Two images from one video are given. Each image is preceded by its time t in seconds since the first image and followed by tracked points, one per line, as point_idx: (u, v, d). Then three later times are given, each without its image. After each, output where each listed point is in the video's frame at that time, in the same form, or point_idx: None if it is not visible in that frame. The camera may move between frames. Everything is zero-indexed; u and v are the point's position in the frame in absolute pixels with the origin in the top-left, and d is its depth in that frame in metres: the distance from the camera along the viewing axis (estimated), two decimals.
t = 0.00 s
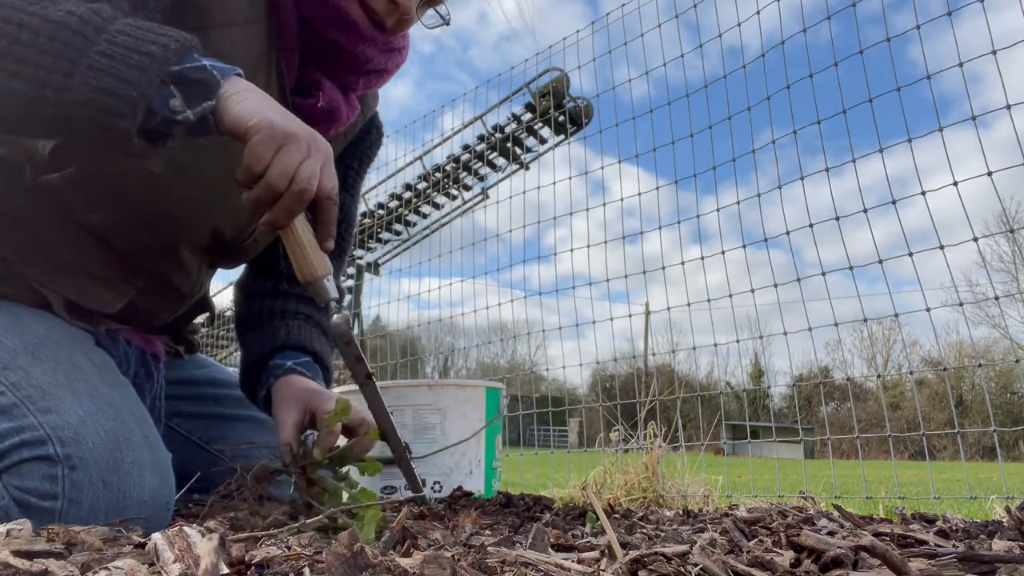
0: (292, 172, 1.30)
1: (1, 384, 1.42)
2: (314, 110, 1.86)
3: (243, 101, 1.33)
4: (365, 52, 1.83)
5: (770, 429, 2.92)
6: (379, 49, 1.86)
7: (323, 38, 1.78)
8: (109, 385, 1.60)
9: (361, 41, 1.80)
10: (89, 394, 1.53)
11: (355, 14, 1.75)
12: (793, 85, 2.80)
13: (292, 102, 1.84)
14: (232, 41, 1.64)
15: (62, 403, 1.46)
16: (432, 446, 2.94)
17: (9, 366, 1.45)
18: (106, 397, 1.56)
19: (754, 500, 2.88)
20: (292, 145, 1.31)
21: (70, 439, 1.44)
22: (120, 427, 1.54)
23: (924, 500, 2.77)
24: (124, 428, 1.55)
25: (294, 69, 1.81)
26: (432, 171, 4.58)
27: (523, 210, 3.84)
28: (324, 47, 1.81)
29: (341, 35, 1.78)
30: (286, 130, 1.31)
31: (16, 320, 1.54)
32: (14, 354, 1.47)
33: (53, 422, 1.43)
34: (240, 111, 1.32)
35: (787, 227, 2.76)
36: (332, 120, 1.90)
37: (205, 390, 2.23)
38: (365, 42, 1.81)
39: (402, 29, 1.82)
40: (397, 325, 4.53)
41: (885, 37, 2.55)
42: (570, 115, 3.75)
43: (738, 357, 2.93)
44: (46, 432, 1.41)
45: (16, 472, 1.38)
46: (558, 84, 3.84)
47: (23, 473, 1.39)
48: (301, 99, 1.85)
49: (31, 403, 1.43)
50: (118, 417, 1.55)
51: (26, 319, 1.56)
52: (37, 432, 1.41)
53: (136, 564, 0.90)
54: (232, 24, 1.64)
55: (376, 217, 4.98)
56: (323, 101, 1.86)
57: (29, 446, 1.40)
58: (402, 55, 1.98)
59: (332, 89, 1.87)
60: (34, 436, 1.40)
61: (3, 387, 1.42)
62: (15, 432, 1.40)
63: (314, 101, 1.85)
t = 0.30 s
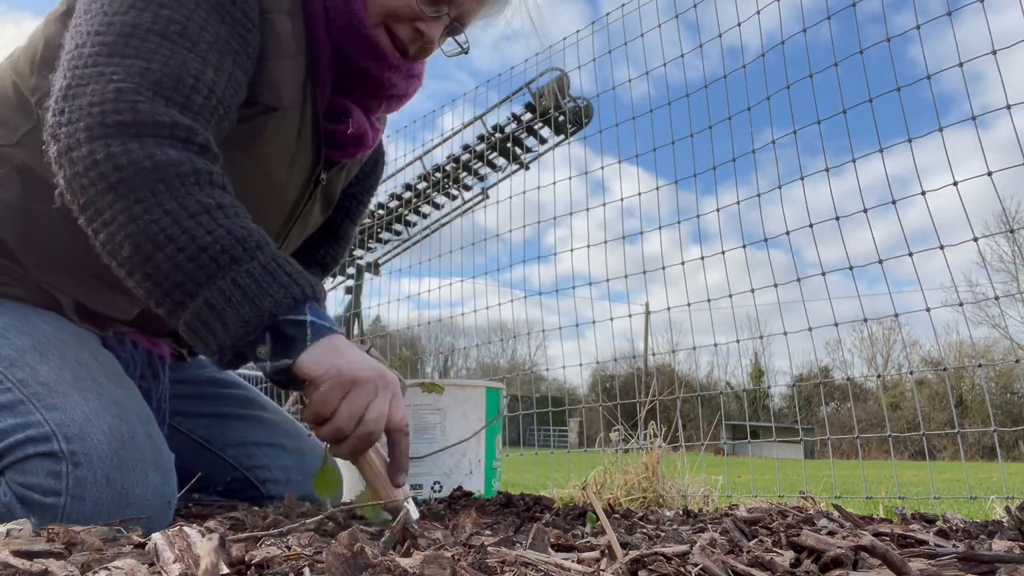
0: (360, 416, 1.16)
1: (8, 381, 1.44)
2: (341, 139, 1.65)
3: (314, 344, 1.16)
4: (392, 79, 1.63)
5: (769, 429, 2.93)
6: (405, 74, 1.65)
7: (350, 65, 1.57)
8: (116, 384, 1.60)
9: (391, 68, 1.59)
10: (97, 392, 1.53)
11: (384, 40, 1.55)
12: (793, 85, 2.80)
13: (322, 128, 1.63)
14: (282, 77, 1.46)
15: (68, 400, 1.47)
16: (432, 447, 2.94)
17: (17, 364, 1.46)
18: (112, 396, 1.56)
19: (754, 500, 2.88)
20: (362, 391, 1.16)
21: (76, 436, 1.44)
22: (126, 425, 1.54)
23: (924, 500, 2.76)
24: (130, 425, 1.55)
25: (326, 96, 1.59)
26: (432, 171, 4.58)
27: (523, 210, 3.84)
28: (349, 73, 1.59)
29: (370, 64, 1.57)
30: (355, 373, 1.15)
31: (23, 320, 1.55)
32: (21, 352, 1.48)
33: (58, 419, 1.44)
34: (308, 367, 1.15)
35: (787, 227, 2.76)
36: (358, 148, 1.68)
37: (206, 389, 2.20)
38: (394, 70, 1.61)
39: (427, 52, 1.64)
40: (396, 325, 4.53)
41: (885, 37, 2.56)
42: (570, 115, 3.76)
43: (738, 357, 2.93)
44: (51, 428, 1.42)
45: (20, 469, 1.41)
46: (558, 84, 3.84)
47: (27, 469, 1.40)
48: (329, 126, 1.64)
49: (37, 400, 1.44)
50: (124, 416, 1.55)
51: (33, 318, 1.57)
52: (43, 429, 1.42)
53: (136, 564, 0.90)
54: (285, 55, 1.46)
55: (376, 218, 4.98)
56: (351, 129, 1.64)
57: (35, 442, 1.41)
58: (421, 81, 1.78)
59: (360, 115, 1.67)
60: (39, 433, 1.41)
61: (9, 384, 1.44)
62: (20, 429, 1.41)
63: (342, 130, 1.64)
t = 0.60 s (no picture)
0: (291, 479, 1.11)
1: (7, 382, 1.44)
2: (332, 135, 1.65)
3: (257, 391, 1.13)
4: (382, 68, 1.62)
5: (769, 429, 2.91)
6: (395, 63, 1.65)
7: (339, 56, 1.56)
8: (114, 383, 1.60)
9: (380, 58, 1.59)
10: (96, 392, 1.53)
11: (372, 29, 1.53)
12: (793, 85, 2.81)
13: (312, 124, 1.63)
14: (263, 80, 1.43)
15: (68, 401, 1.47)
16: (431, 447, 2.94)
17: (16, 365, 1.46)
18: (110, 395, 1.56)
19: (754, 500, 2.88)
20: (299, 452, 1.10)
21: (75, 437, 1.44)
22: (125, 425, 1.54)
23: (924, 500, 2.76)
24: (128, 425, 1.55)
25: (314, 92, 1.58)
26: (432, 171, 4.58)
27: (523, 210, 3.84)
28: (338, 66, 1.59)
29: (359, 55, 1.56)
30: (292, 432, 1.09)
31: (21, 321, 1.55)
32: (19, 353, 1.48)
33: (58, 419, 1.44)
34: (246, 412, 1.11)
35: (787, 227, 2.77)
36: (349, 141, 1.68)
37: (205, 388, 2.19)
38: (384, 59, 1.60)
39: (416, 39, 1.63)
40: (396, 325, 4.53)
41: (885, 37, 2.56)
42: (570, 116, 3.77)
43: (738, 357, 2.93)
44: (50, 429, 1.42)
45: (21, 469, 1.41)
46: (558, 84, 3.84)
47: (27, 469, 1.41)
48: (319, 124, 1.63)
49: (36, 401, 1.44)
50: (122, 415, 1.55)
51: (29, 319, 1.57)
52: (42, 429, 1.42)
53: (136, 564, 0.90)
54: (264, 58, 1.42)
55: (376, 217, 4.98)
56: (343, 125, 1.64)
57: (35, 443, 1.41)
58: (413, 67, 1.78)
59: (351, 109, 1.66)
60: (38, 434, 1.41)
61: (8, 385, 1.44)
62: (20, 429, 1.42)
63: (333, 126, 1.63)
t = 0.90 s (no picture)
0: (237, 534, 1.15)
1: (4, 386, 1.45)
2: (326, 128, 1.67)
3: (168, 463, 1.15)
4: (375, 56, 1.62)
5: (769, 429, 2.93)
6: (387, 49, 1.65)
7: (330, 48, 1.57)
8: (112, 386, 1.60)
9: (372, 46, 1.59)
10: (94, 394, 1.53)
11: (362, 16, 1.54)
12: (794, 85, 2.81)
13: (305, 119, 1.64)
14: (246, 82, 1.44)
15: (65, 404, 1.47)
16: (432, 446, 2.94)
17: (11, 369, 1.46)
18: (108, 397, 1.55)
19: (753, 500, 2.88)
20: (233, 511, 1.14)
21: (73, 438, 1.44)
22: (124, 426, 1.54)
23: (924, 500, 2.77)
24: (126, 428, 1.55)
25: (304, 87, 1.60)
26: (432, 171, 4.59)
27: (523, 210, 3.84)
28: (330, 58, 1.59)
29: (351, 44, 1.57)
30: (218, 496, 1.13)
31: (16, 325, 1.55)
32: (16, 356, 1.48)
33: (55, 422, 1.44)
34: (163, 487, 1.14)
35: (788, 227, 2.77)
36: (343, 133, 1.71)
37: (204, 389, 2.21)
38: (377, 47, 1.60)
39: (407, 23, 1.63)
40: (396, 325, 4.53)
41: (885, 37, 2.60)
42: (570, 116, 3.77)
43: (739, 357, 2.94)
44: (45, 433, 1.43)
45: (18, 471, 1.47)
46: (558, 85, 3.84)
47: (25, 473, 1.46)
48: (313, 117, 1.65)
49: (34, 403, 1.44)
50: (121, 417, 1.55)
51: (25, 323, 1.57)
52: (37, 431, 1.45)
53: (136, 564, 0.90)
54: (247, 59, 1.43)
55: (376, 217, 4.98)
56: (337, 118, 1.67)
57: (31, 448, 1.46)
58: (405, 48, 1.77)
59: (344, 101, 1.69)
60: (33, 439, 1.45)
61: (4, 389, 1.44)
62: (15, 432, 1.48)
63: (327, 120, 1.66)
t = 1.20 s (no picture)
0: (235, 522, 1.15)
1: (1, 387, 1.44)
2: (323, 126, 1.68)
3: (184, 443, 1.16)
4: (373, 53, 1.62)
5: (769, 430, 2.99)
6: (385, 47, 1.65)
7: (327, 45, 1.57)
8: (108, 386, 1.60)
9: (369, 43, 1.60)
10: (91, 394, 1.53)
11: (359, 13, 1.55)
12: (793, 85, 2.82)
13: (303, 116, 1.65)
14: (241, 77, 1.43)
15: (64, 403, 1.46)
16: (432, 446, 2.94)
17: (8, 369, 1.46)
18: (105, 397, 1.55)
19: (753, 500, 2.87)
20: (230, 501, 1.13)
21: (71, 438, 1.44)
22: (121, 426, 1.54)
23: (924, 501, 2.77)
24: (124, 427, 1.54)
25: (301, 85, 1.60)
26: (432, 171, 4.58)
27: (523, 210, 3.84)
28: (329, 57, 1.59)
29: (349, 43, 1.57)
30: (217, 486, 1.13)
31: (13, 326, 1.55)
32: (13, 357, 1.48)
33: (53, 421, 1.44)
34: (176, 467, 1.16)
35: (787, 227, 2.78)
36: (341, 131, 1.72)
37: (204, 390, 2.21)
38: (374, 44, 1.61)
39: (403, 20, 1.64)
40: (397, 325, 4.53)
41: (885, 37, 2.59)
42: (570, 115, 3.77)
43: (738, 357, 2.94)
44: (46, 431, 1.45)
45: (18, 471, 1.44)
46: (558, 85, 3.84)
47: (24, 472, 1.44)
48: (309, 114, 1.65)
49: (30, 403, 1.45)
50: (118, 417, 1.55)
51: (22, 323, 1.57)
52: (39, 431, 1.45)
53: (136, 564, 0.90)
54: (241, 54, 1.42)
55: (376, 217, 4.98)
56: (334, 116, 1.67)
57: (33, 445, 1.45)
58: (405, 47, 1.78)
59: (342, 99, 1.69)
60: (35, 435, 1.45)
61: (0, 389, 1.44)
62: (17, 431, 1.46)
63: (325, 117, 1.66)
